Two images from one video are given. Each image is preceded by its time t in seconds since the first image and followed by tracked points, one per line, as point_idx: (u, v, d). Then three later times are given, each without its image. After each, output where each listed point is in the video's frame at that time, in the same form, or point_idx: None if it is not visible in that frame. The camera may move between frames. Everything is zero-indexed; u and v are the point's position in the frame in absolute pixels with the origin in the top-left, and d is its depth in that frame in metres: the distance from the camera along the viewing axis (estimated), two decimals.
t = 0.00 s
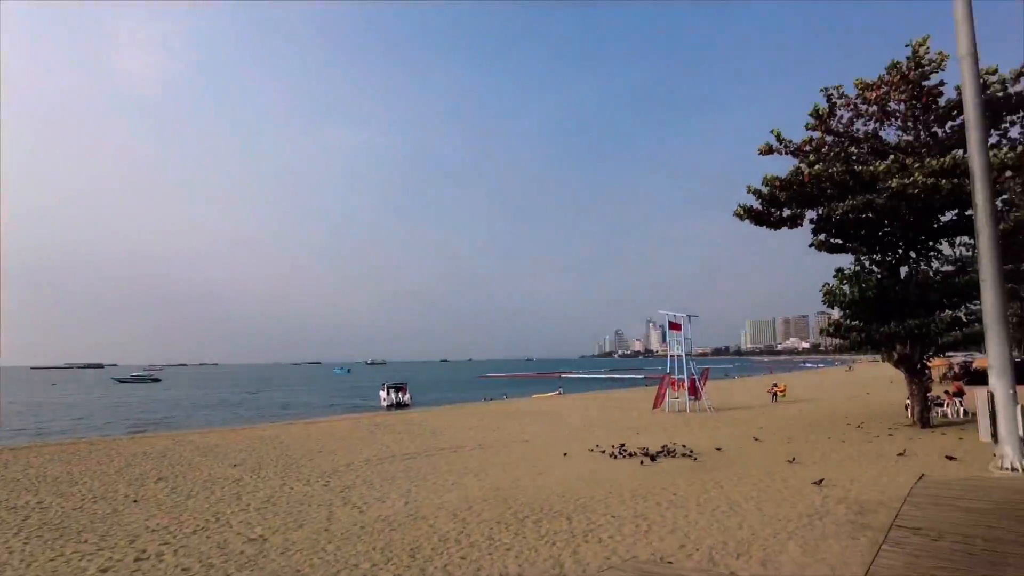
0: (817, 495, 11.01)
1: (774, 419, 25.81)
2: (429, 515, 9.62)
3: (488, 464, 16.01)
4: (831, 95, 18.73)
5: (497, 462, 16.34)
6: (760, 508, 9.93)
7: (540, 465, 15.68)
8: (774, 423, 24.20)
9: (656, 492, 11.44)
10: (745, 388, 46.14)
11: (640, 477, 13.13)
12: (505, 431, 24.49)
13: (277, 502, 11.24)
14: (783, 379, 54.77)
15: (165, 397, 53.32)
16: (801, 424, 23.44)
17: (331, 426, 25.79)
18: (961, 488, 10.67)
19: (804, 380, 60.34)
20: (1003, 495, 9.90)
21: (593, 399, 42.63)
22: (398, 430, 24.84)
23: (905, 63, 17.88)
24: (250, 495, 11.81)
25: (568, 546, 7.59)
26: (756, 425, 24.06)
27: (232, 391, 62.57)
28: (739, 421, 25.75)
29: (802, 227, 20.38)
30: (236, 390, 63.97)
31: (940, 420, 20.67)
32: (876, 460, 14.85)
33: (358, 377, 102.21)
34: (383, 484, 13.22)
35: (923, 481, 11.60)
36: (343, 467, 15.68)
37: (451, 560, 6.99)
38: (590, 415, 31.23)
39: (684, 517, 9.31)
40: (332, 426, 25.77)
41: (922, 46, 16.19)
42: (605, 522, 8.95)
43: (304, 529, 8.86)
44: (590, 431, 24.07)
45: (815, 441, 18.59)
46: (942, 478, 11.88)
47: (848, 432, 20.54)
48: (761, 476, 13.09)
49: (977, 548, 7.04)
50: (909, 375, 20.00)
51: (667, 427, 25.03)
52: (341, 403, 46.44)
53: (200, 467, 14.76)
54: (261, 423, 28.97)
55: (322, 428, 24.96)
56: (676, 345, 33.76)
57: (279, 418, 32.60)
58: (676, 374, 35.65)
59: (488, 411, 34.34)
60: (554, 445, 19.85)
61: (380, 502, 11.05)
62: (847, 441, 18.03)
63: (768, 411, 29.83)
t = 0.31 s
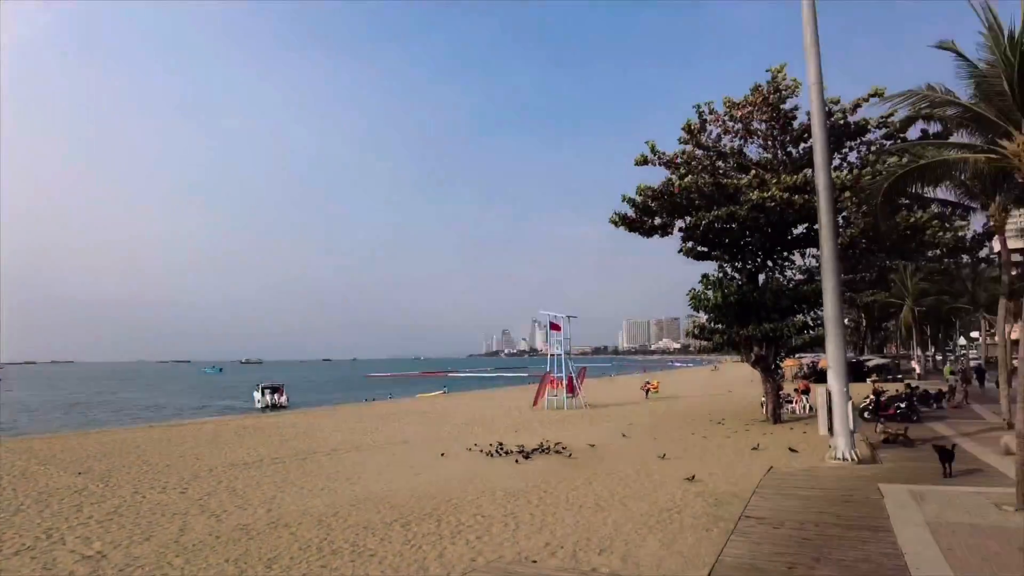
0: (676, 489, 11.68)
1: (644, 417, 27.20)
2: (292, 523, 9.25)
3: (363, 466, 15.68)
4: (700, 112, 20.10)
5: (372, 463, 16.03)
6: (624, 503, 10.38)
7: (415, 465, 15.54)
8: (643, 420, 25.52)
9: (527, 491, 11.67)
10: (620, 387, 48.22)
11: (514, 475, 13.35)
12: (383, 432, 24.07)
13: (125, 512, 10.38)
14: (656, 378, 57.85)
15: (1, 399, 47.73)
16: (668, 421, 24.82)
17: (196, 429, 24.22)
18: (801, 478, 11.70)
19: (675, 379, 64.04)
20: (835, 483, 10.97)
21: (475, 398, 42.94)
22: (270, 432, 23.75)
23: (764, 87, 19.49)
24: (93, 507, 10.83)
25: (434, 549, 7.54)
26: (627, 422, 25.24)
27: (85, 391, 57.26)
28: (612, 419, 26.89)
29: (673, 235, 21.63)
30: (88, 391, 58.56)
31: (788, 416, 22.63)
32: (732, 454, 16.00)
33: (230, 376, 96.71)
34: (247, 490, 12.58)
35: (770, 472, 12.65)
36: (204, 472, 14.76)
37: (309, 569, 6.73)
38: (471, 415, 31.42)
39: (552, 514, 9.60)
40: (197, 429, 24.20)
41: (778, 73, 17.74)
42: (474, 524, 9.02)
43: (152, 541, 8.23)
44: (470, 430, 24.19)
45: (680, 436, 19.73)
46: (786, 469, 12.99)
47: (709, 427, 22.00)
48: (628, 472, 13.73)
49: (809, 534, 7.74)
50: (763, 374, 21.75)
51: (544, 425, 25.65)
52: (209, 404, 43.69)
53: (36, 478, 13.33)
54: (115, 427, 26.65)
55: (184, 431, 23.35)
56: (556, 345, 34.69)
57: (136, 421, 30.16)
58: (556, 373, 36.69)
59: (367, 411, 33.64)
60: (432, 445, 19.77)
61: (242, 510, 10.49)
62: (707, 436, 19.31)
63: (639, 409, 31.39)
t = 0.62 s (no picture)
0: (589, 487, 11.84)
1: (563, 415, 27.59)
2: (188, 531, 8.81)
3: (272, 470, 15.13)
4: (620, 117, 20.56)
5: (283, 466, 15.51)
6: (537, 502, 10.42)
7: (328, 468, 15.16)
8: (562, 419, 25.88)
9: (441, 493, 11.53)
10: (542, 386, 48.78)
11: (429, 477, 13.18)
12: (296, 433, 23.34)
13: None
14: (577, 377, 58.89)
15: None
16: (586, 420, 25.25)
17: (91, 432, 22.72)
18: (708, 474, 12.10)
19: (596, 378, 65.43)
20: (739, 479, 11.41)
21: (396, 398, 42.35)
22: (174, 434, 22.58)
23: (681, 94, 20.14)
24: None
25: (338, 555, 7.33)
26: (547, 421, 25.54)
27: None
28: (532, 418, 27.15)
29: (592, 237, 22.04)
30: None
31: (700, 413, 23.46)
32: (644, 451, 16.44)
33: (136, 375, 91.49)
34: (143, 497, 11.89)
35: (679, 469, 13.05)
36: (97, 478, 13.86)
37: None
38: (390, 415, 30.97)
39: (462, 516, 9.58)
40: (92, 432, 22.71)
41: (695, 82, 18.35)
42: (383, 530, 8.87)
43: (28, 555, 7.62)
44: (388, 431, 23.84)
45: (597, 435, 20.08)
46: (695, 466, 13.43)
47: (625, 425, 22.53)
48: (542, 470, 13.89)
49: (711, 529, 7.98)
50: (677, 372, 22.47)
51: (464, 425, 25.60)
52: (110, 405, 41.13)
53: None
54: None
55: (78, 434, 21.86)
56: (478, 344, 34.70)
57: (25, 424, 28.02)
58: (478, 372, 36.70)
59: (282, 412, 32.56)
60: (347, 447, 19.34)
61: (135, 517, 9.90)
62: (622, 434, 19.77)
63: (559, 407, 31.83)
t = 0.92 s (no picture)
0: (508, 490, 11.74)
1: (487, 417, 27.49)
2: (73, 549, 8.15)
3: (176, 477, 14.32)
4: (546, 119, 20.75)
5: (188, 473, 14.72)
6: (453, 509, 10.22)
7: (237, 475, 14.48)
8: (486, 420, 25.77)
9: (355, 500, 11.16)
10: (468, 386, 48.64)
11: (345, 484, 12.74)
12: (207, 437, 22.26)
13: None
14: (504, 377, 59.05)
15: None
16: (510, 421, 25.21)
17: None
18: (625, 475, 12.22)
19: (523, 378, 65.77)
20: (654, 479, 11.57)
21: (318, 400, 41.18)
22: (71, 440, 21.10)
23: (606, 99, 20.42)
24: None
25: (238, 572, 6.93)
26: (471, 422, 25.38)
27: None
28: (456, 420, 26.92)
29: (518, 238, 22.05)
30: None
31: (621, 413, 23.85)
32: (564, 452, 16.53)
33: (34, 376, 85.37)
34: (26, 510, 10.98)
35: (597, 470, 13.15)
36: None
37: None
38: (310, 417, 30.04)
39: (375, 525, 9.30)
40: None
41: (618, 87, 18.63)
42: (289, 541, 8.48)
43: None
44: (306, 435, 23.07)
45: (519, 436, 20.05)
46: (613, 466, 13.58)
47: (548, 426, 22.64)
48: (461, 474, 13.72)
49: (624, 532, 8.00)
50: (600, 373, 22.76)
51: (385, 428, 25.12)
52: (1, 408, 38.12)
53: None
54: None
55: None
56: (403, 345, 34.17)
57: None
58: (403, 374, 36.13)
59: (194, 415, 31.04)
60: (261, 451, 18.58)
61: (14, 534, 9.10)
62: (544, 435, 19.83)
63: (484, 409, 31.72)
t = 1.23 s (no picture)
0: (450, 493, 11.46)
1: (435, 416, 27.14)
2: None
3: (99, 481, 13.55)
4: (497, 116, 20.55)
5: (113, 477, 13.95)
6: (392, 514, 9.89)
7: (166, 478, 13.79)
8: (433, 420, 25.42)
9: (289, 506, 10.70)
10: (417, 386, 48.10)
11: (280, 488, 12.23)
12: (138, 439, 21.27)
13: None
14: (454, 376, 58.69)
15: None
16: (458, 420, 24.91)
17: None
18: (569, 475, 12.10)
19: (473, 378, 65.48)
20: (599, 479, 11.48)
21: (260, 400, 40.01)
22: None
23: (556, 98, 20.30)
24: None
25: None
26: (417, 423, 25.00)
27: None
28: (402, 420, 26.49)
29: (468, 236, 21.75)
30: None
31: (568, 411, 23.85)
32: (510, 452, 16.37)
33: None
34: None
35: (542, 470, 13.00)
36: None
37: None
38: (251, 418, 29.08)
39: (308, 531, 8.91)
40: None
41: (569, 86, 18.53)
42: (215, 549, 8.02)
43: None
44: (244, 436, 22.29)
45: (465, 436, 19.78)
46: (558, 466, 13.46)
47: (495, 425, 22.45)
48: (403, 475, 13.38)
49: (566, 535, 7.83)
50: (548, 372, 22.70)
51: (329, 429, 24.51)
52: None
53: None
54: None
55: None
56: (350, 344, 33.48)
57: None
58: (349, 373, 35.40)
59: (126, 415, 29.68)
60: (194, 453, 17.82)
61: None
62: (491, 435, 19.63)
63: (432, 409, 31.32)
